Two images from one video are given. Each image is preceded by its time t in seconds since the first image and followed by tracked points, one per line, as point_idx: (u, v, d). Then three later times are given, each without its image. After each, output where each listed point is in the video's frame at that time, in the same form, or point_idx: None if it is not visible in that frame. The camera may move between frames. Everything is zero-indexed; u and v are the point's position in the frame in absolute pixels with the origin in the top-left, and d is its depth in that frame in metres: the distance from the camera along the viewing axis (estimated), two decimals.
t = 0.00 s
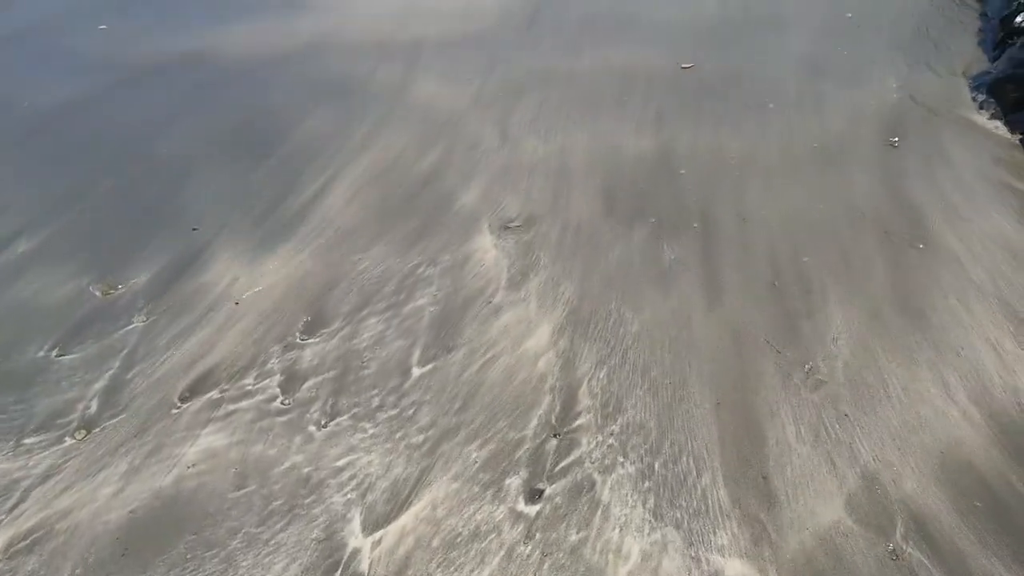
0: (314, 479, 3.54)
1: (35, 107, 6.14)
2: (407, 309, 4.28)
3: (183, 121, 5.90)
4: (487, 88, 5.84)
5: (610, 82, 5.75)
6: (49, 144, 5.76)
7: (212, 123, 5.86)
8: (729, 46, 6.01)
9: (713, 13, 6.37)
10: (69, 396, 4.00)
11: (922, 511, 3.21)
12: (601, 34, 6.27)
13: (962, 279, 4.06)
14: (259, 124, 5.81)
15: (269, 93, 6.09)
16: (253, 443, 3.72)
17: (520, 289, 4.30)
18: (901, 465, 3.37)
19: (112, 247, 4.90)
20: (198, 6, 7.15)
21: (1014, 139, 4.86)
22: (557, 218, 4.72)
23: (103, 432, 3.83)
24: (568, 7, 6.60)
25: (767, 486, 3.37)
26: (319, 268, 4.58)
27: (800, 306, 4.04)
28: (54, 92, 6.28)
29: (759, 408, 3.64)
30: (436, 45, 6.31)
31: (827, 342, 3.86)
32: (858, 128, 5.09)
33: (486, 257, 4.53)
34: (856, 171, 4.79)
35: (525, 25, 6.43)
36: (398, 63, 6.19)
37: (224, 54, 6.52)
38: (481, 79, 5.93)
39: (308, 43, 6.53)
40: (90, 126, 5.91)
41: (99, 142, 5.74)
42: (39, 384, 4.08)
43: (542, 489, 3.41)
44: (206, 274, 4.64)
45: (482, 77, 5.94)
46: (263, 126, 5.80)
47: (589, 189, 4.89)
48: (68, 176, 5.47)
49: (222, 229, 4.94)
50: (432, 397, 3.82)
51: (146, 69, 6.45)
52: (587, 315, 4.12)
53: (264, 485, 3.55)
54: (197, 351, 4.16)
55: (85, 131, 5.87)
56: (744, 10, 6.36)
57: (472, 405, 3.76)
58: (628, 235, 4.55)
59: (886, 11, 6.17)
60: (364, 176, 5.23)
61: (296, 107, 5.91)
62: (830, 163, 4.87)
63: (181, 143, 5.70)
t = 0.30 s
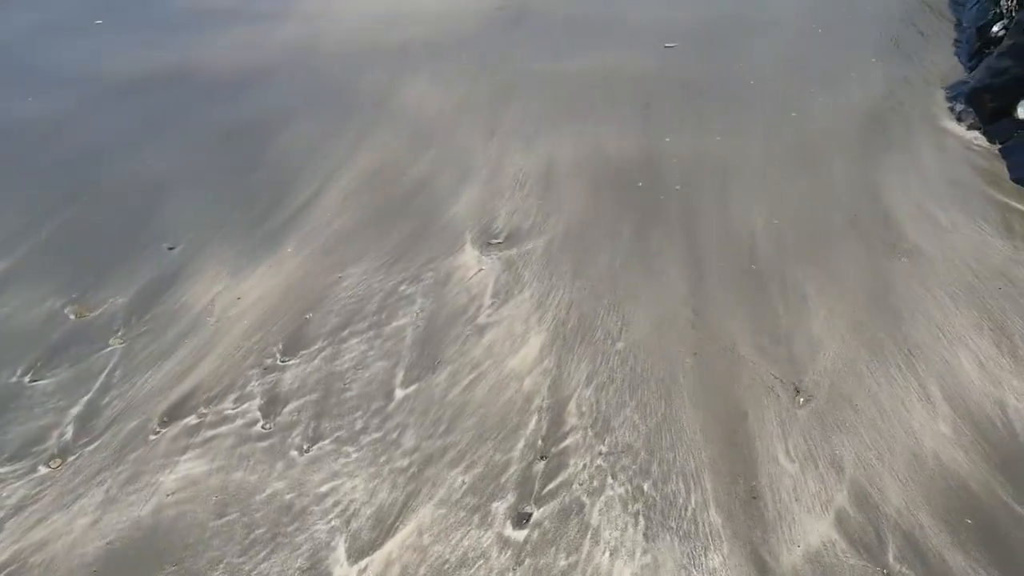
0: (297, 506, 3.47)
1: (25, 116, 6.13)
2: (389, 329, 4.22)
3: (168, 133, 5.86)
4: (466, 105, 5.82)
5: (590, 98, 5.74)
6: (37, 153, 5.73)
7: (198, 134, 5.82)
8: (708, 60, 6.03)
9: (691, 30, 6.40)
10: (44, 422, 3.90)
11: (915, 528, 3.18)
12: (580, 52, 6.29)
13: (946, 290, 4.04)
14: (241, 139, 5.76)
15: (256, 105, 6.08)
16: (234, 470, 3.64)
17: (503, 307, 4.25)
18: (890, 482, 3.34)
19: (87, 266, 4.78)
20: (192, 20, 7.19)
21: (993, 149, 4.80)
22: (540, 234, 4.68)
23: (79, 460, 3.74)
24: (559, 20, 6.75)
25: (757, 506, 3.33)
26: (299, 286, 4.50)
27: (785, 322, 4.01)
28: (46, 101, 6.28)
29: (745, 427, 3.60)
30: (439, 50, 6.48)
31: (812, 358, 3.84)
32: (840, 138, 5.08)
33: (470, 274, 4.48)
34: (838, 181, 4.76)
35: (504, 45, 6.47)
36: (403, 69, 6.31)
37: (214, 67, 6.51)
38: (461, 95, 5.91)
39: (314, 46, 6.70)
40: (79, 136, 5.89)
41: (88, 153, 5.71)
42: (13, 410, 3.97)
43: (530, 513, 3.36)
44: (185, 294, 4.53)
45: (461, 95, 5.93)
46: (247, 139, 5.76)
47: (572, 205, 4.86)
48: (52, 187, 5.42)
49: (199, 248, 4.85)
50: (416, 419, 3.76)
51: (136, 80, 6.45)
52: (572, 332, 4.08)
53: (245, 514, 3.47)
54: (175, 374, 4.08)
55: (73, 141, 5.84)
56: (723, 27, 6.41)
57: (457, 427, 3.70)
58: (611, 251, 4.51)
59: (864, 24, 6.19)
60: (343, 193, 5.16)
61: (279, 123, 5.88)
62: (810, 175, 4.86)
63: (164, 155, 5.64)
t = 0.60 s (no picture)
0: (275, 527, 3.44)
1: (11, 127, 6.14)
2: (368, 344, 4.18)
3: (148, 145, 5.84)
4: (447, 116, 5.79)
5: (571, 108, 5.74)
6: (20, 164, 5.73)
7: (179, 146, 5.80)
8: (689, 68, 6.04)
9: (672, 38, 6.41)
10: (17, 443, 3.84)
11: (894, 541, 3.17)
12: (561, 59, 6.28)
13: (925, 301, 4.04)
14: (221, 150, 5.73)
15: (237, 115, 6.05)
16: (210, 490, 3.59)
17: (483, 321, 4.23)
18: (871, 495, 3.33)
19: (62, 282, 4.72)
20: (179, 28, 7.19)
21: (970, 158, 4.82)
22: (521, 246, 4.66)
23: (53, 481, 3.68)
24: (540, 26, 6.74)
25: (738, 521, 3.31)
26: (279, 301, 4.46)
27: (764, 334, 4.01)
28: (32, 112, 6.29)
29: (726, 440, 3.59)
30: (421, 58, 6.47)
31: (793, 370, 3.83)
32: (820, 148, 5.09)
33: (449, 287, 4.45)
34: (817, 192, 4.77)
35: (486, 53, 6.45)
36: (386, 77, 6.29)
37: (198, 77, 6.50)
38: (440, 106, 5.89)
39: (298, 54, 6.70)
40: (61, 147, 5.88)
41: (69, 164, 5.69)
42: None
43: (511, 531, 3.33)
44: (161, 310, 4.47)
45: (440, 105, 5.90)
46: (229, 149, 5.73)
47: (553, 217, 4.85)
48: (31, 199, 5.40)
49: (175, 263, 4.79)
50: (397, 436, 3.73)
51: (122, 91, 6.45)
52: (553, 346, 4.05)
53: (222, 535, 3.43)
54: (152, 392, 4.02)
55: (56, 152, 5.83)
56: (704, 34, 6.42)
57: (437, 444, 3.67)
58: (591, 264, 4.50)
59: (842, 33, 6.21)
60: (321, 205, 5.11)
61: (259, 134, 5.85)
62: (790, 184, 4.86)
63: (144, 167, 5.61)
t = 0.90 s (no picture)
0: (258, 540, 3.41)
1: (4, 131, 6.16)
2: (354, 354, 4.15)
3: (145, 149, 5.86)
4: (436, 127, 5.78)
5: (561, 117, 5.75)
6: (9, 169, 5.73)
7: (168, 154, 5.78)
8: (679, 77, 6.04)
9: (662, 48, 6.42)
10: None
11: (881, 552, 3.16)
12: (552, 69, 6.29)
13: (912, 310, 4.04)
14: (208, 159, 5.70)
15: (227, 125, 6.04)
16: (193, 503, 3.55)
17: (470, 331, 4.21)
18: (859, 505, 3.32)
19: (45, 291, 4.67)
20: (175, 38, 7.21)
21: (957, 167, 4.83)
22: (509, 256, 4.64)
23: (34, 494, 3.64)
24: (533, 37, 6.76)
25: (725, 532, 3.29)
26: (265, 310, 4.43)
27: (751, 344, 4.00)
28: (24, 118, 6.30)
29: (712, 451, 3.57)
30: (413, 68, 6.47)
31: (780, 380, 3.82)
32: (808, 156, 5.10)
33: (437, 297, 4.43)
34: (805, 201, 4.77)
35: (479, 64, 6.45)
36: (377, 87, 6.29)
37: (190, 88, 6.51)
38: (432, 115, 5.90)
39: (291, 64, 6.71)
40: (51, 153, 5.87)
41: (69, 166, 5.72)
42: None
43: (496, 543, 3.31)
44: (146, 320, 4.44)
45: (429, 116, 5.89)
46: (223, 155, 5.74)
47: (541, 226, 4.83)
48: (27, 202, 5.41)
49: (160, 272, 4.76)
50: (382, 447, 3.70)
51: (114, 98, 6.46)
52: (540, 356, 4.04)
53: (204, 549, 3.39)
54: (135, 403, 3.98)
55: (45, 158, 5.83)
56: (695, 42, 6.45)
57: (424, 455, 3.65)
58: (579, 274, 4.48)
59: (831, 42, 6.23)
60: (308, 215, 5.09)
61: (249, 144, 5.83)
62: (777, 194, 4.86)
63: (132, 176, 5.59)
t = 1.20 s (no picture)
0: (249, 548, 3.39)
1: (6, 133, 6.18)
2: (348, 360, 4.14)
3: (144, 150, 5.86)
4: (431, 131, 5.77)
5: (557, 122, 5.74)
6: (5, 172, 5.74)
7: (163, 157, 5.77)
8: (677, 79, 6.04)
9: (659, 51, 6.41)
10: None
11: (874, 561, 3.15)
12: (548, 73, 6.28)
13: (906, 319, 4.03)
14: (207, 161, 5.71)
15: (223, 127, 6.03)
16: (183, 510, 3.54)
17: (463, 338, 4.19)
18: (852, 514, 3.31)
19: (37, 297, 4.65)
20: (175, 39, 7.21)
21: (952, 174, 4.83)
22: (504, 261, 4.64)
23: (25, 500, 3.63)
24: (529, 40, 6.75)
25: (718, 541, 3.28)
26: (258, 315, 4.41)
27: (744, 352, 3.99)
28: (23, 120, 6.31)
29: (706, 459, 3.56)
30: (411, 70, 6.47)
31: (774, 388, 3.81)
32: (804, 162, 5.10)
33: (430, 303, 4.42)
34: (799, 208, 4.76)
35: (475, 66, 6.44)
36: (373, 89, 6.28)
37: (188, 89, 6.50)
38: (428, 118, 5.89)
39: (288, 66, 6.70)
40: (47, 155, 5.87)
41: (68, 167, 5.73)
42: None
43: (488, 552, 3.30)
44: (138, 325, 4.42)
45: (424, 120, 5.88)
46: (220, 157, 5.73)
47: (536, 231, 4.83)
48: (27, 204, 5.42)
49: (153, 277, 4.74)
50: (374, 454, 3.69)
51: (112, 99, 6.46)
52: (534, 363, 4.03)
53: (194, 557, 3.38)
54: (126, 409, 3.97)
55: (42, 161, 5.83)
56: (693, 45, 6.46)
57: (416, 462, 3.63)
58: (573, 280, 4.47)
59: (828, 46, 6.22)
60: (302, 219, 5.08)
61: (244, 147, 5.82)
62: (770, 200, 4.85)
63: (127, 179, 5.58)
